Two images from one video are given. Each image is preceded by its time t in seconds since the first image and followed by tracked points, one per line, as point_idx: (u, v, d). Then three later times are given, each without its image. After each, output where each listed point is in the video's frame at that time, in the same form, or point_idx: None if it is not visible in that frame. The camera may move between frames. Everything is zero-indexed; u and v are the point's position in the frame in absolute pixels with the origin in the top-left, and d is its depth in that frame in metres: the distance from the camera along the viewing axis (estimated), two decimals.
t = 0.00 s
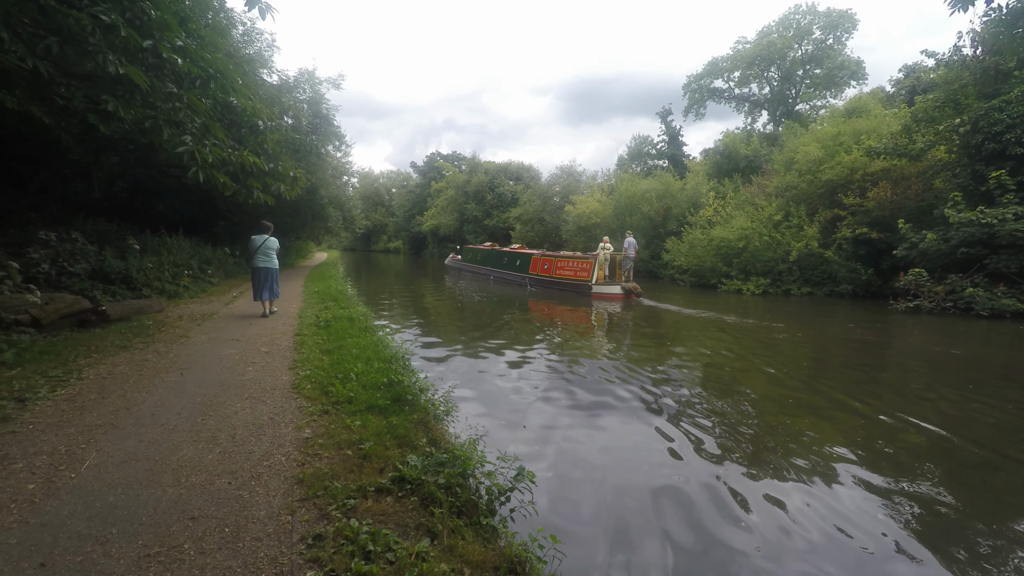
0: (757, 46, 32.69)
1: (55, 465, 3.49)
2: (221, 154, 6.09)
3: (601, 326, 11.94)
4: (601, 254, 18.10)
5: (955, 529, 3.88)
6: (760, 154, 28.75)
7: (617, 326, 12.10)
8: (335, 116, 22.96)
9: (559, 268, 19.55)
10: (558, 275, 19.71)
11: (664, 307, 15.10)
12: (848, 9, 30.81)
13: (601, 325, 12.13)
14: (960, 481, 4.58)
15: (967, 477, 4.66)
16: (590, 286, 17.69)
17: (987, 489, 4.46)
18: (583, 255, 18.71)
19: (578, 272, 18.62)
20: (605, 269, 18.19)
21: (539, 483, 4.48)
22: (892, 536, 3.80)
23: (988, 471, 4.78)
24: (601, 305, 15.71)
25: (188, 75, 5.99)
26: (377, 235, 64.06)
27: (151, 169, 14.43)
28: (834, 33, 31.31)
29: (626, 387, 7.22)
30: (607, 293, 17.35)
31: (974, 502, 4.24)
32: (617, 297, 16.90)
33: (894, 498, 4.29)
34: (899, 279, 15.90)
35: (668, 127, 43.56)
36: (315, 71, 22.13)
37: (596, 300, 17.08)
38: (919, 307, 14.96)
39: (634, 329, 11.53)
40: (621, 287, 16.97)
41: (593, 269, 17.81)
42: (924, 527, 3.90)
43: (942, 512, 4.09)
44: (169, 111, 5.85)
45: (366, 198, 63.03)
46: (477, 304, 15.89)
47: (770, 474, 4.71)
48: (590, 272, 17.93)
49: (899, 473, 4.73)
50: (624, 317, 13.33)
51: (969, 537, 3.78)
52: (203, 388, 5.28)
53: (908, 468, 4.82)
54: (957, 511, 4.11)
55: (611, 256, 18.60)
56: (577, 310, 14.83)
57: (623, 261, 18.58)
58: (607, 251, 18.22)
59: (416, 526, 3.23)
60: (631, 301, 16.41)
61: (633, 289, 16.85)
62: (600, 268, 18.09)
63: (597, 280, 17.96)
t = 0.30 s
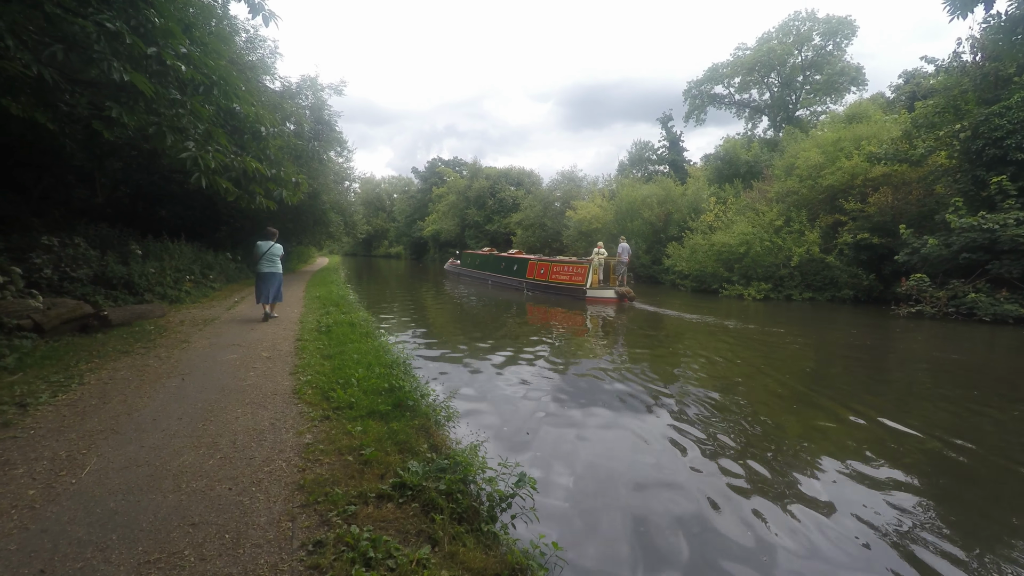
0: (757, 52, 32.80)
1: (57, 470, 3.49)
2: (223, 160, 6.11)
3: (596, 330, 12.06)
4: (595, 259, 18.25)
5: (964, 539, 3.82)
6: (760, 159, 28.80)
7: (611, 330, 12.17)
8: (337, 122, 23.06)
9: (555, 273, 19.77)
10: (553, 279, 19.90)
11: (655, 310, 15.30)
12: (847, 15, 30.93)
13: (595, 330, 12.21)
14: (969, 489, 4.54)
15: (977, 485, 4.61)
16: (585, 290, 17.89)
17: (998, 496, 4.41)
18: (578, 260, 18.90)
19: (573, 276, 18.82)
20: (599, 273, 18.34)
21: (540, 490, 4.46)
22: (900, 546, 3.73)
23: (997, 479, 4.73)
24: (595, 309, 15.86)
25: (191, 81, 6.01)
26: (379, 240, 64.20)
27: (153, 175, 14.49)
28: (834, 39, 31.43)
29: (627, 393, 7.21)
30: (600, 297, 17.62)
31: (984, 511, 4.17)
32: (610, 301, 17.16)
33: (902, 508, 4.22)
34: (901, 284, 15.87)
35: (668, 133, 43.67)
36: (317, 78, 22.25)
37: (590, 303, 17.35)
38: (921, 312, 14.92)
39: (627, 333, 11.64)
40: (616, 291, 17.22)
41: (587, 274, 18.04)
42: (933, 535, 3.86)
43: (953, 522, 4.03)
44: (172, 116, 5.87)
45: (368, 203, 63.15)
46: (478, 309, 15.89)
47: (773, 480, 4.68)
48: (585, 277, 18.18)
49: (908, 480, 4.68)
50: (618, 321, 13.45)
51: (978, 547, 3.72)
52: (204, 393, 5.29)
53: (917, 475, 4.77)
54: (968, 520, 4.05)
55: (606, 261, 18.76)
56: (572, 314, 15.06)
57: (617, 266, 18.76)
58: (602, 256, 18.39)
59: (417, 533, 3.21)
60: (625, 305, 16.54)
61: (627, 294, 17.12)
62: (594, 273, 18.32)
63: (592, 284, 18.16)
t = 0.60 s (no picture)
0: (758, 55, 32.85)
1: (58, 473, 3.49)
2: (226, 163, 6.11)
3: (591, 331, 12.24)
4: (590, 262, 18.36)
5: (965, 544, 3.80)
6: (762, 162, 28.81)
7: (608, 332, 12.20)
8: (338, 125, 23.12)
9: (551, 276, 19.94)
10: (550, 282, 20.03)
11: (649, 313, 15.41)
12: (848, 18, 30.97)
13: (590, 330, 12.48)
14: (974, 493, 4.51)
15: (981, 488, 4.59)
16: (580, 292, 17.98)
17: (1002, 501, 4.38)
18: (573, 262, 19.06)
19: (569, 279, 18.93)
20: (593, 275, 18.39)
21: (542, 493, 4.45)
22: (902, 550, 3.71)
23: (1001, 482, 4.71)
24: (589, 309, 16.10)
25: (194, 85, 6.00)
26: (380, 243, 64.30)
27: (155, 178, 14.54)
28: (835, 42, 31.46)
29: (628, 395, 7.21)
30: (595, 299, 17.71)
31: (989, 515, 4.15)
32: (604, 304, 17.18)
33: (901, 512, 4.20)
34: (903, 287, 15.86)
35: (669, 136, 43.71)
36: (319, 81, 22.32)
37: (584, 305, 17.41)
38: (924, 315, 14.89)
39: (623, 335, 11.70)
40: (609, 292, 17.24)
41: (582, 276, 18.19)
42: (935, 540, 3.83)
43: (957, 526, 4.00)
44: (175, 120, 5.88)
45: (369, 206, 63.25)
46: (480, 312, 15.89)
47: (774, 483, 4.66)
48: (579, 279, 18.28)
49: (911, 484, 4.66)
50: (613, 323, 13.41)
51: (981, 552, 3.69)
52: (206, 396, 5.29)
53: (920, 478, 4.76)
54: (973, 525, 4.02)
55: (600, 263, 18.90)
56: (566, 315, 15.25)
57: (612, 269, 18.90)
58: (597, 259, 18.53)
59: (418, 536, 3.20)
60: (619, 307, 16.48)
61: (620, 295, 17.11)
62: (589, 275, 18.44)
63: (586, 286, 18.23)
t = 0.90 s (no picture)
0: (757, 58, 32.95)
1: (57, 476, 3.49)
2: (226, 166, 6.12)
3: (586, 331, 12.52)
4: (583, 263, 18.45)
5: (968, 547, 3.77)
6: (761, 164, 28.86)
7: (606, 335, 12.22)
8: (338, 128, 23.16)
9: (545, 277, 20.02)
10: (545, 284, 20.11)
11: (639, 313, 15.75)
12: (846, 21, 31.09)
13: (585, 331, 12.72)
14: (978, 495, 4.50)
15: (985, 490, 4.58)
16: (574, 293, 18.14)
17: (1006, 503, 4.37)
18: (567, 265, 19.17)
19: (563, 281, 19.06)
20: (587, 278, 18.59)
21: (542, 496, 4.44)
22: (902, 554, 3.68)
23: (1002, 483, 4.70)
24: (581, 311, 16.45)
25: (194, 89, 5.98)
26: (380, 245, 64.32)
27: (155, 181, 14.56)
28: (833, 45, 31.55)
29: (627, 398, 7.21)
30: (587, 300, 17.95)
31: (993, 518, 4.13)
32: (597, 305, 17.57)
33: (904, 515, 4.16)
34: (903, 289, 15.87)
35: (668, 138, 43.78)
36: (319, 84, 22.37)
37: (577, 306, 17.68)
38: (923, 317, 14.90)
39: (621, 337, 11.71)
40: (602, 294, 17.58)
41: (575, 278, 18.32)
42: (935, 541, 3.82)
43: (961, 529, 3.98)
44: (175, 124, 5.88)
45: (369, 208, 63.27)
46: (479, 314, 15.89)
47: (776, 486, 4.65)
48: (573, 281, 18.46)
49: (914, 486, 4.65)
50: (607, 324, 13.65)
51: (982, 553, 3.68)
52: (205, 399, 5.29)
53: (923, 480, 4.75)
54: (977, 527, 4.00)
55: (593, 266, 19.04)
56: (561, 315, 15.66)
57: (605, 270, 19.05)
58: (591, 261, 18.66)
59: (417, 539, 3.20)
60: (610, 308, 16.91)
61: (613, 297, 17.42)
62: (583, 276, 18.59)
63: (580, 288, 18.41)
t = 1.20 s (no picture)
0: (757, 59, 32.94)
1: (58, 477, 3.49)
2: (227, 167, 6.12)
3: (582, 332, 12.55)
4: (577, 264, 18.53)
5: (969, 552, 3.73)
6: (761, 166, 28.88)
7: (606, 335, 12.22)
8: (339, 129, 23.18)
9: (541, 277, 20.10)
10: (540, 284, 20.18)
11: (632, 313, 15.90)
12: (846, 22, 31.09)
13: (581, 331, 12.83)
14: (984, 499, 4.46)
15: (989, 493, 4.56)
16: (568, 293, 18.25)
17: (1012, 505, 4.34)
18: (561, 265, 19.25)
19: (558, 281, 19.15)
20: (581, 278, 18.72)
21: (543, 496, 4.44)
22: (898, 556, 3.69)
23: (1002, 485, 4.71)
24: (574, 310, 16.60)
25: (196, 90, 6.00)
26: (380, 246, 64.35)
27: (156, 181, 14.59)
28: (834, 46, 31.57)
29: (628, 399, 7.21)
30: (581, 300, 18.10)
31: (999, 521, 4.11)
32: (591, 304, 17.71)
33: (903, 516, 4.17)
34: (903, 290, 15.88)
35: (668, 139, 43.81)
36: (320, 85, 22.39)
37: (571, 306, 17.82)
38: (924, 318, 14.90)
39: (622, 338, 11.71)
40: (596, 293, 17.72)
41: (570, 278, 18.43)
42: (931, 540, 3.86)
43: (965, 531, 3.98)
44: (177, 125, 5.89)
45: (369, 209, 63.28)
46: (478, 315, 15.90)
47: (777, 488, 4.63)
48: (568, 281, 18.58)
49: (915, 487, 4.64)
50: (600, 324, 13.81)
51: (978, 553, 3.71)
52: (205, 400, 5.29)
53: (925, 482, 4.73)
54: (984, 532, 3.96)
55: (587, 267, 19.17)
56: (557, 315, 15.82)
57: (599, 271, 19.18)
58: (584, 261, 18.78)
59: (418, 540, 3.20)
60: (603, 308, 17.08)
61: (606, 296, 17.54)
62: (577, 277, 18.71)
63: (575, 288, 18.52)
